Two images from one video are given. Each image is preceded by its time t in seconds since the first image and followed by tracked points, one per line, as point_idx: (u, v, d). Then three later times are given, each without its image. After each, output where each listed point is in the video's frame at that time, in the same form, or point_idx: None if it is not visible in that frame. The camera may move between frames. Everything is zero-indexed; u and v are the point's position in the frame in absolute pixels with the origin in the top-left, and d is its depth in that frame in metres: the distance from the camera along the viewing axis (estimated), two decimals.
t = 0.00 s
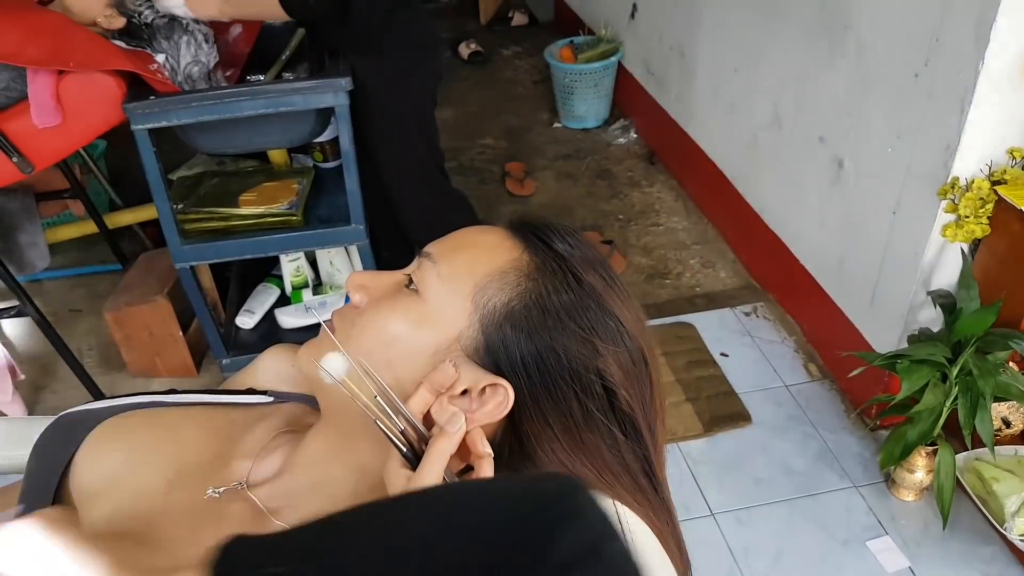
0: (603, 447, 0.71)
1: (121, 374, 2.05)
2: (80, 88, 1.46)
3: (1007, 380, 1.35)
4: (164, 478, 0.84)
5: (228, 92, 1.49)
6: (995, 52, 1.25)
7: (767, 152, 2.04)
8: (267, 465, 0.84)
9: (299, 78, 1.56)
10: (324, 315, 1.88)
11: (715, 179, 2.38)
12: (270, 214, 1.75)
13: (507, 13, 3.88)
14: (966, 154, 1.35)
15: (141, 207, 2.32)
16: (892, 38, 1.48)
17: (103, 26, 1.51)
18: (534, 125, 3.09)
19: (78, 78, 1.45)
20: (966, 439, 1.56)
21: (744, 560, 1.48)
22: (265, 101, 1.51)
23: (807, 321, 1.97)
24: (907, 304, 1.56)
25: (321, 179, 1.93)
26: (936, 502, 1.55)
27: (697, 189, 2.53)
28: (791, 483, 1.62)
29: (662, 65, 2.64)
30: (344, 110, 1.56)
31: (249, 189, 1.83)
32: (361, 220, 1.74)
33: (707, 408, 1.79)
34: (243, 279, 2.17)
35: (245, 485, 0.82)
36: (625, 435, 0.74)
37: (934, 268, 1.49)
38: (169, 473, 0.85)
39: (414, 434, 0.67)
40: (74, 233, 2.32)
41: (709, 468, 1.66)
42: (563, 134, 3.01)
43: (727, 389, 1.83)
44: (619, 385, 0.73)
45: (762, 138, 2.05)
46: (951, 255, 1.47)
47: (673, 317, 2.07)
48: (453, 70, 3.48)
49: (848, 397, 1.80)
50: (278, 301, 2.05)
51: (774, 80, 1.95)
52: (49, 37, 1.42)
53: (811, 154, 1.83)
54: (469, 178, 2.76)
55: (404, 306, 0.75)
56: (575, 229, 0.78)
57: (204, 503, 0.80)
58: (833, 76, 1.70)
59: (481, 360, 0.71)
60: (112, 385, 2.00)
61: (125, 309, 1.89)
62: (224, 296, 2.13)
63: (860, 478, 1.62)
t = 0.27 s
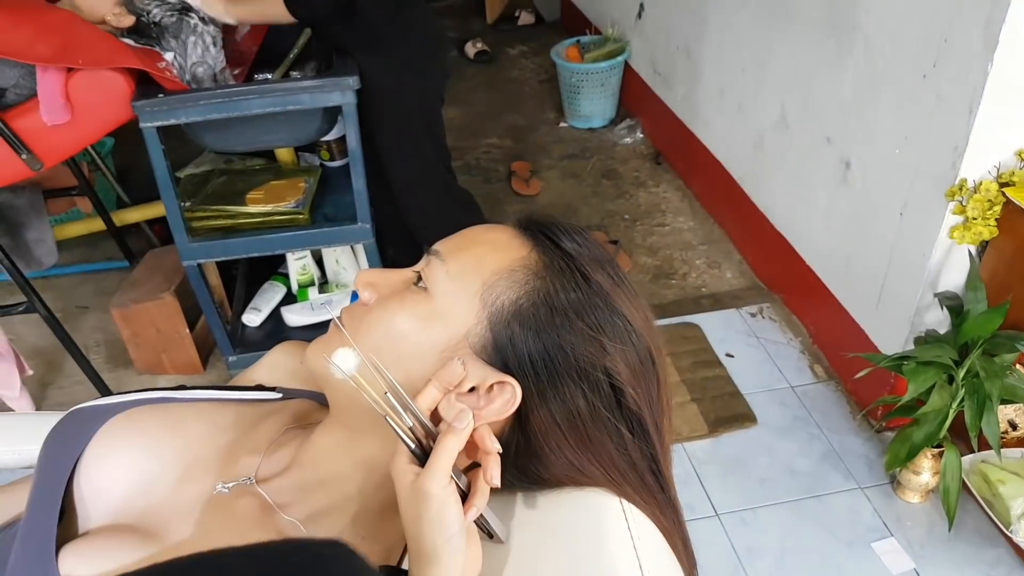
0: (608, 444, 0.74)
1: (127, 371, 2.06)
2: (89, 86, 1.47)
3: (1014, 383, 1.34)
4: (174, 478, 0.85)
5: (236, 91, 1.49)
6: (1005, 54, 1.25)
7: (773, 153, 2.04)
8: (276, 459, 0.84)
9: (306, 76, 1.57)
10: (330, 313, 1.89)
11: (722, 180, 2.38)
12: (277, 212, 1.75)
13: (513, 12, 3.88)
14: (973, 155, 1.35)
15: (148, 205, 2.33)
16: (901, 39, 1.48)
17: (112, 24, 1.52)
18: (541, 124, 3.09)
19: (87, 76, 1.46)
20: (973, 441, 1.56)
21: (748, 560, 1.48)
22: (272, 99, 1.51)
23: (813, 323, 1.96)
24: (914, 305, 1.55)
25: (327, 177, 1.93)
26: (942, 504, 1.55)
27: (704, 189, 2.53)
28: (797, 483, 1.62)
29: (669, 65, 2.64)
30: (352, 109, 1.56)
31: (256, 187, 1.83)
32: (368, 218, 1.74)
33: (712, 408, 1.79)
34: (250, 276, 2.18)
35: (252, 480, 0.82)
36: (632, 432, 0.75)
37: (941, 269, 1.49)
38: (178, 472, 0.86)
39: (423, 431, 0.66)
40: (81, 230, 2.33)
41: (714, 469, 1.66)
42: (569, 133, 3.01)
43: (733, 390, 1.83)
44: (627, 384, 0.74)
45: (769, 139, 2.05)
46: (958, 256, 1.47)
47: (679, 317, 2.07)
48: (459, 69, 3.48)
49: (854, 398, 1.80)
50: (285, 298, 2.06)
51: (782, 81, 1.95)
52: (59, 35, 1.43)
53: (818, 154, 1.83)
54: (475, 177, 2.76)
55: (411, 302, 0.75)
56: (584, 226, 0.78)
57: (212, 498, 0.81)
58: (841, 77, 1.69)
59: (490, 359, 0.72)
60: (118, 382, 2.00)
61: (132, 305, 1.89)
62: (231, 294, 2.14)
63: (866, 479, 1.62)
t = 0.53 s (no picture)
0: (614, 441, 0.74)
1: (132, 370, 2.06)
2: (93, 86, 1.47)
3: (1018, 381, 1.34)
4: (180, 477, 0.86)
5: (240, 90, 1.50)
6: (1008, 52, 1.25)
7: (776, 151, 2.04)
8: (283, 457, 0.85)
9: (310, 75, 1.57)
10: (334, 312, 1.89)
11: (725, 178, 2.38)
12: (281, 211, 1.76)
13: (516, 10, 3.88)
14: (977, 153, 1.35)
15: (152, 204, 2.33)
16: (904, 37, 1.48)
17: (115, 23, 1.51)
18: (544, 123, 3.09)
19: (92, 75, 1.46)
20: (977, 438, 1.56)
21: (751, 559, 1.48)
22: (276, 98, 1.52)
23: (817, 321, 1.96)
24: (918, 303, 1.55)
25: (331, 176, 1.93)
26: (946, 502, 1.55)
27: (707, 187, 2.53)
28: (801, 482, 1.62)
29: (672, 63, 2.64)
30: (355, 108, 1.57)
31: (259, 186, 1.84)
32: (371, 217, 1.75)
33: (716, 407, 1.79)
34: (254, 275, 2.18)
35: (259, 478, 0.83)
36: (638, 430, 0.75)
37: (945, 267, 1.49)
38: (185, 471, 0.87)
39: (428, 428, 0.66)
40: (85, 229, 2.34)
41: (718, 467, 1.66)
42: (573, 132, 3.01)
43: (736, 388, 1.83)
44: (633, 382, 0.74)
45: (773, 137, 2.05)
46: (962, 254, 1.47)
47: (682, 316, 2.07)
48: (462, 68, 3.48)
49: (858, 396, 1.80)
50: (289, 297, 2.06)
51: (785, 79, 1.95)
52: (64, 35, 1.43)
53: (822, 152, 1.83)
54: (478, 176, 2.76)
55: (417, 301, 0.75)
56: (589, 223, 0.78)
57: (219, 496, 0.82)
58: (844, 75, 1.69)
59: (496, 357, 0.73)
60: (123, 381, 2.01)
61: (136, 305, 1.90)
62: (235, 293, 2.14)
63: (870, 477, 1.62)
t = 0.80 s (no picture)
0: (618, 440, 0.74)
1: (133, 367, 2.06)
2: (95, 83, 1.46)
3: (1020, 380, 1.34)
4: (182, 476, 0.86)
5: (242, 87, 1.50)
6: (1011, 51, 1.25)
7: (778, 150, 2.04)
8: (285, 455, 0.85)
9: (312, 73, 1.57)
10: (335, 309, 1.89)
11: (727, 177, 2.38)
12: (282, 208, 1.76)
13: (519, 9, 3.88)
14: (980, 153, 1.35)
15: (153, 202, 2.33)
16: (907, 36, 1.48)
17: (118, 21, 1.54)
18: (546, 122, 3.09)
19: (93, 72, 1.45)
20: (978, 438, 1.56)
21: (752, 558, 1.48)
22: (278, 96, 1.52)
23: (819, 320, 1.96)
24: (920, 302, 1.55)
25: (333, 174, 1.93)
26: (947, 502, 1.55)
27: (709, 186, 2.53)
28: (802, 481, 1.62)
29: (674, 62, 2.63)
30: (357, 106, 1.56)
31: (261, 184, 1.84)
32: (372, 215, 1.75)
33: (717, 406, 1.79)
34: (255, 273, 2.18)
35: (261, 475, 0.83)
36: (642, 428, 0.75)
37: (947, 266, 1.49)
38: (186, 470, 0.87)
39: (431, 426, 0.67)
40: (86, 227, 2.34)
41: (719, 467, 1.66)
42: (574, 131, 3.01)
43: (738, 387, 1.83)
44: (637, 380, 0.74)
45: (775, 136, 2.05)
46: (964, 253, 1.47)
47: (684, 315, 2.07)
48: (464, 67, 3.48)
49: (859, 396, 1.80)
50: (290, 295, 2.06)
51: (787, 78, 1.95)
52: (65, 32, 1.43)
53: (824, 152, 1.83)
54: (479, 175, 2.76)
55: (420, 299, 0.75)
56: (593, 221, 0.78)
57: (221, 493, 0.82)
58: (846, 74, 1.69)
59: (500, 355, 0.73)
60: (124, 378, 2.01)
61: (137, 302, 1.90)
62: (236, 291, 2.14)
63: (871, 476, 1.62)
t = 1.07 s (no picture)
0: (619, 437, 0.74)
1: (133, 364, 2.06)
2: (96, 79, 1.46)
3: (1022, 378, 1.34)
4: (182, 471, 0.86)
5: (243, 84, 1.49)
6: (1013, 49, 1.24)
7: (780, 148, 2.04)
8: (286, 452, 0.84)
9: (313, 70, 1.57)
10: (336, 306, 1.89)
11: (728, 174, 2.38)
12: (283, 206, 1.75)
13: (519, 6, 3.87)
14: (982, 150, 1.35)
15: (154, 199, 2.33)
16: (908, 33, 1.47)
17: (118, 17, 1.53)
18: (547, 119, 3.08)
19: (94, 69, 1.45)
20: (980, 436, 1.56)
21: (753, 556, 1.48)
22: (279, 93, 1.51)
23: (820, 318, 1.96)
24: (922, 300, 1.55)
25: (333, 172, 1.93)
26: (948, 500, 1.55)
27: (710, 184, 2.52)
28: (803, 479, 1.62)
29: (676, 59, 2.63)
30: (358, 103, 1.56)
31: (262, 181, 1.84)
32: (373, 212, 1.74)
33: (718, 403, 1.79)
34: (256, 271, 2.18)
35: (262, 471, 0.83)
36: (643, 425, 0.75)
37: (949, 264, 1.49)
38: (187, 466, 0.86)
39: (432, 423, 0.66)
40: (87, 224, 2.33)
41: (720, 464, 1.66)
42: (575, 128, 3.01)
43: (739, 384, 1.83)
44: (639, 377, 0.74)
45: (776, 134, 2.04)
46: (966, 251, 1.46)
47: (685, 313, 2.07)
48: (465, 64, 3.48)
49: (860, 393, 1.80)
50: (291, 292, 2.06)
51: (789, 75, 1.94)
52: (65, 29, 1.43)
53: (825, 149, 1.82)
54: (480, 172, 2.76)
55: (422, 295, 0.75)
56: (595, 218, 0.77)
57: (222, 490, 0.82)
58: (848, 72, 1.69)
59: (501, 352, 0.72)
60: (124, 375, 2.01)
61: (138, 299, 1.90)
62: (237, 288, 2.14)
63: (871, 474, 1.62)
